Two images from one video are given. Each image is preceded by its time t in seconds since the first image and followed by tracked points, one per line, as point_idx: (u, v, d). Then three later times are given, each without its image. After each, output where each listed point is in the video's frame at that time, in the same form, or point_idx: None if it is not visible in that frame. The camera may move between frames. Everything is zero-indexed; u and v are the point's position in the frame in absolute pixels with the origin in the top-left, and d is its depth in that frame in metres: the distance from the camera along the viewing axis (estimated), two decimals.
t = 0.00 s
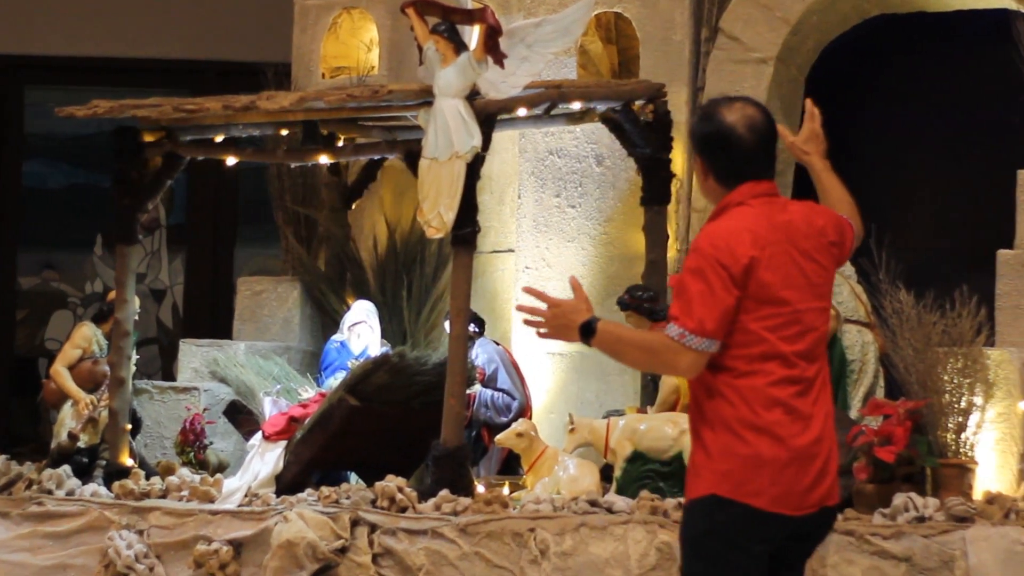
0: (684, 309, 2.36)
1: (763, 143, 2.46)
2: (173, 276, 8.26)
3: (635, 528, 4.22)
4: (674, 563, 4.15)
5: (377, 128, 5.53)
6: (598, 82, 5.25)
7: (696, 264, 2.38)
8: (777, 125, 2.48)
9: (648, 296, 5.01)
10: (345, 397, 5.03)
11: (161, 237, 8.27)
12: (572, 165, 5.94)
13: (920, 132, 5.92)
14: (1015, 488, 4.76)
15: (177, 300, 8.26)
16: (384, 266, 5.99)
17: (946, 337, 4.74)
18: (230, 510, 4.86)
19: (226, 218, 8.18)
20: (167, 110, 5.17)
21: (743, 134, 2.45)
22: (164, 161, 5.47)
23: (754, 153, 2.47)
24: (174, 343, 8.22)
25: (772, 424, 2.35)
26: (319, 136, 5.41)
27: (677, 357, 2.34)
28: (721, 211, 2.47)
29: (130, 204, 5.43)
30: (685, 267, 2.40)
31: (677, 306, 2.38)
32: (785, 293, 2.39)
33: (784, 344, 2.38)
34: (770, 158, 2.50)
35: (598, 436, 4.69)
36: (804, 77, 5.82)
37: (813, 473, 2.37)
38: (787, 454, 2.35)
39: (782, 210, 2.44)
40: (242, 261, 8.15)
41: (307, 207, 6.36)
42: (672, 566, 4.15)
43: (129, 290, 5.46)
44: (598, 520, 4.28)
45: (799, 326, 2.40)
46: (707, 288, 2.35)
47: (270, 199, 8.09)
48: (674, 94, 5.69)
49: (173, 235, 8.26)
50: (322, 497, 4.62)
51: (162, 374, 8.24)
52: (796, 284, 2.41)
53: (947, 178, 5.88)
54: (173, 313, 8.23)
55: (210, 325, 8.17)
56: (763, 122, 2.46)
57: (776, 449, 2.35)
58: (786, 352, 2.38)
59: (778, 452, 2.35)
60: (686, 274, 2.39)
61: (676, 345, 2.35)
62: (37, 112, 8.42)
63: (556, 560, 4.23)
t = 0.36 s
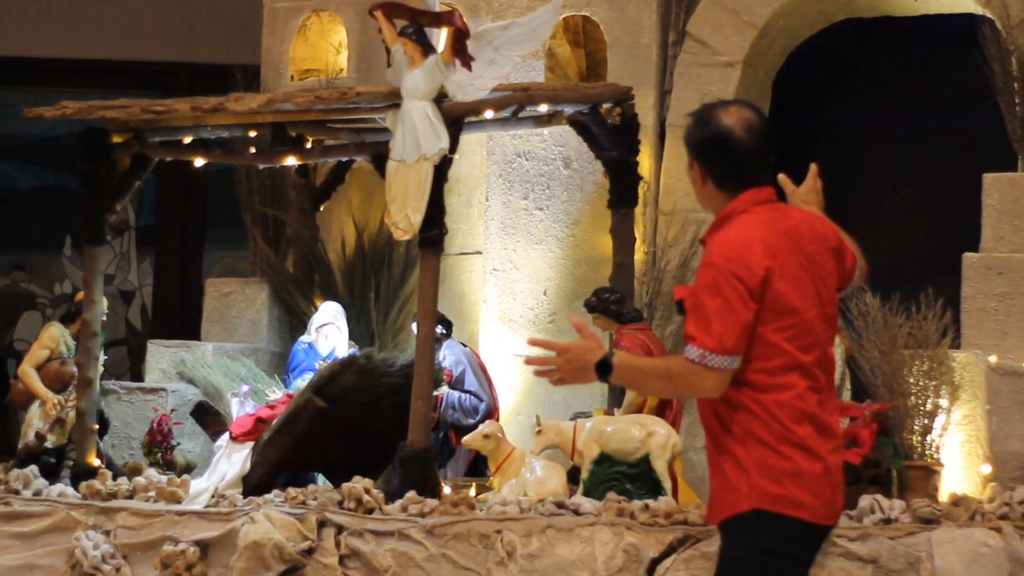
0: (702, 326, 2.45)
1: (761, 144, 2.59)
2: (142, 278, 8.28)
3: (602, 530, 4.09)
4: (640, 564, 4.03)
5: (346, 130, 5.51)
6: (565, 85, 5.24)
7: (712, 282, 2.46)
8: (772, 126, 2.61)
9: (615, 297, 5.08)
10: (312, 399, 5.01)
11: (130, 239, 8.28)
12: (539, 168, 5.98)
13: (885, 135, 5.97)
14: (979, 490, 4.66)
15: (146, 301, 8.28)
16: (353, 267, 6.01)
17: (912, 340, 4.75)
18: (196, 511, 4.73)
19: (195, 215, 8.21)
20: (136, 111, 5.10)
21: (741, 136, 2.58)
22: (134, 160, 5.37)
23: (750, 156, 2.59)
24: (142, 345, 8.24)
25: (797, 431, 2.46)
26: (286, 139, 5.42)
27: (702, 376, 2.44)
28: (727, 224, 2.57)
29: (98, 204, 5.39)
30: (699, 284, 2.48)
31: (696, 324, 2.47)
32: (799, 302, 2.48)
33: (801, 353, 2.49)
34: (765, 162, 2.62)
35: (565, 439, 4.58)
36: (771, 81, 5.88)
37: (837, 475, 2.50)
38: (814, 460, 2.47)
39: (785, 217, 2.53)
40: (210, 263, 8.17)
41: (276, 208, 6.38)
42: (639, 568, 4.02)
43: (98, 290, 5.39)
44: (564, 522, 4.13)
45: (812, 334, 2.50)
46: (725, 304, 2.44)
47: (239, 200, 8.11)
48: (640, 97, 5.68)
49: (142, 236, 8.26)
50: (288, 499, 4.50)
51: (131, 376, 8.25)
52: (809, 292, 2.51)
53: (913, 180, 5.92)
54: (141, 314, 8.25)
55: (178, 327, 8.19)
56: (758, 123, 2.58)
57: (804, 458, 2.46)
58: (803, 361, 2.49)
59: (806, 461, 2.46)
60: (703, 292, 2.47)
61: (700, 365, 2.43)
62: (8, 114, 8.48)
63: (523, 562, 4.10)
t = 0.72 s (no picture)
0: (735, 342, 2.28)
1: (789, 157, 2.44)
2: (112, 286, 8.28)
3: (569, 540, 4.10)
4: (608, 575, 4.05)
5: (317, 140, 5.47)
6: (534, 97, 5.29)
7: (747, 296, 2.29)
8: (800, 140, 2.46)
9: (584, 308, 5.02)
10: (280, 409, 4.94)
11: (100, 247, 8.31)
12: (510, 179, 5.99)
13: (856, 149, 5.99)
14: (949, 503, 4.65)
15: (116, 309, 8.28)
16: (321, 278, 6.10)
17: (882, 353, 4.84)
18: (163, 518, 4.70)
19: (166, 224, 8.19)
20: (106, 120, 5.11)
21: (769, 146, 2.43)
22: (103, 169, 5.36)
23: (779, 168, 2.44)
24: (111, 352, 8.24)
25: (831, 448, 2.31)
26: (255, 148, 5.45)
27: (736, 394, 2.27)
28: (757, 236, 2.40)
29: (67, 211, 5.35)
30: (731, 298, 2.31)
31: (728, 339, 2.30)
32: (837, 317, 2.32)
33: (838, 368, 2.33)
34: (793, 173, 2.46)
35: (535, 450, 4.56)
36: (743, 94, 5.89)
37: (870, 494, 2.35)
38: (849, 478, 2.32)
39: (817, 228, 2.37)
40: (181, 272, 8.18)
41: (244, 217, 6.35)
42: None
43: (66, 297, 5.37)
44: (533, 532, 4.14)
45: (849, 349, 2.34)
46: (761, 320, 2.27)
47: (209, 209, 8.12)
48: (612, 109, 5.80)
49: (112, 244, 8.30)
50: (255, 507, 4.45)
51: (100, 383, 8.25)
52: (845, 306, 2.35)
53: (883, 191, 5.94)
54: (110, 322, 8.25)
55: (148, 335, 8.18)
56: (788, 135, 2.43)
57: (840, 474, 2.31)
58: (840, 376, 2.33)
59: (842, 477, 2.31)
60: (736, 306, 2.30)
61: (734, 383, 2.27)
62: None
63: (490, 572, 4.10)
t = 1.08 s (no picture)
0: (754, 362, 2.10)
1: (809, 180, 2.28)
2: (85, 303, 8.29)
3: (542, 560, 4.08)
4: None
5: (291, 161, 5.57)
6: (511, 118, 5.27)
7: (768, 313, 2.12)
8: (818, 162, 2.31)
9: (559, 329, 4.89)
10: (252, 427, 4.91)
11: (74, 264, 8.32)
12: (485, 201, 6.01)
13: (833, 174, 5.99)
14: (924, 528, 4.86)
15: (89, 327, 8.30)
16: (295, 297, 6.19)
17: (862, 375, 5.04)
18: (133, 535, 4.64)
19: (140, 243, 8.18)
20: (79, 138, 5.14)
21: (786, 170, 2.26)
22: (75, 188, 5.38)
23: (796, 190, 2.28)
24: (84, 370, 8.26)
25: (848, 471, 2.16)
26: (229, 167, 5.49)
27: (757, 415, 2.09)
28: (771, 255, 2.23)
29: (40, 228, 5.37)
30: (751, 315, 2.13)
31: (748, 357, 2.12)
32: (855, 336, 2.17)
33: (853, 389, 2.18)
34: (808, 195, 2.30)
35: (507, 470, 4.54)
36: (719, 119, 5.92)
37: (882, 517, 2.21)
38: (862, 501, 2.17)
39: (834, 247, 2.21)
40: (154, 290, 8.19)
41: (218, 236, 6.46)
42: None
43: (38, 314, 5.40)
44: (505, 553, 4.12)
45: (864, 369, 2.19)
46: (782, 338, 2.10)
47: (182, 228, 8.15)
48: (589, 133, 5.82)
49: (86, 262, 8.32)
50: (227, 525, 4.42)
51: (72, 401, 8.26)
52: (861, 326, 2.20)
53: (861, 214, 5.94)
54: (84, 339, 8.27)
55: (120, 354, 8.18)
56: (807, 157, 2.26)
57: (855, 498, 2.16)
58: (856, 397, 2.18)
59: (856, 500, 2.16)
60: (756, 323, 2.12)
61: (757, 403, 2.09)
62: None
63: None
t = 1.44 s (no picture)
0: (773, 398, 2.01)
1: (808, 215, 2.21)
2: (63, 330, 8.34)
3: None
4: None
5: (269, 190, 5.55)
6: (491, 149, 5.22)
7: (783, 347, 2.02)
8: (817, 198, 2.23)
9: (539, 360, 4.74)
10: (229, 455, 4.82)
11: (52, 291, 8.39)
12: (465, 231, 6.05)
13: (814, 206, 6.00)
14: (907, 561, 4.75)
15: (67, 354, 8.32)
16: (274, 325, 6.28)
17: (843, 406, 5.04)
18: (110, 564, 4.63)
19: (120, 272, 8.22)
20: (57, 167, 5.19)
21: (786, 203, 2.19)
22: (54, 218, 5.47)
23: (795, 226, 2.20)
24: (61, 397, 8.27)
25: (845, 507, 2.10)
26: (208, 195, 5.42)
27: (784, 453, 1.99)
28: (772, 289, 2.15)
29: (18, 256, 5.41)
30: (765, 350, 2.04)
31: (765, 394, 2.02)
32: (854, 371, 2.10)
33: (849, 425, 2.11)
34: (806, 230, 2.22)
35: (486, 501, 4.44)
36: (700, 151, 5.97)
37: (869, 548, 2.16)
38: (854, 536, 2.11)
39: (831, 282, 2.14)
40: (132, 316, 8.23)
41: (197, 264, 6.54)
42: None
43: (15, 341, 5.44)
44: None
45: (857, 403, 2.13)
46: (799, 374, 2.01)
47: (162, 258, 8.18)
48: (569, 163, 5.89)
49: (64, 289, 8.37)
50: (204, 554, 4.48)
51: (49, 428, 8.26)
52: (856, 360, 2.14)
53: (844, 246, 5.93)
54: (62, 366, 8.29)
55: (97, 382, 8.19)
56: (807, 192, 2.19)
57: (841, 528, 2.09)
58: (851, 433, 2.11)
59: (844, 533, 2.10)
60: (772, 358, 2.03)
61: (782, 440, 1.99)
62: None
63: None
